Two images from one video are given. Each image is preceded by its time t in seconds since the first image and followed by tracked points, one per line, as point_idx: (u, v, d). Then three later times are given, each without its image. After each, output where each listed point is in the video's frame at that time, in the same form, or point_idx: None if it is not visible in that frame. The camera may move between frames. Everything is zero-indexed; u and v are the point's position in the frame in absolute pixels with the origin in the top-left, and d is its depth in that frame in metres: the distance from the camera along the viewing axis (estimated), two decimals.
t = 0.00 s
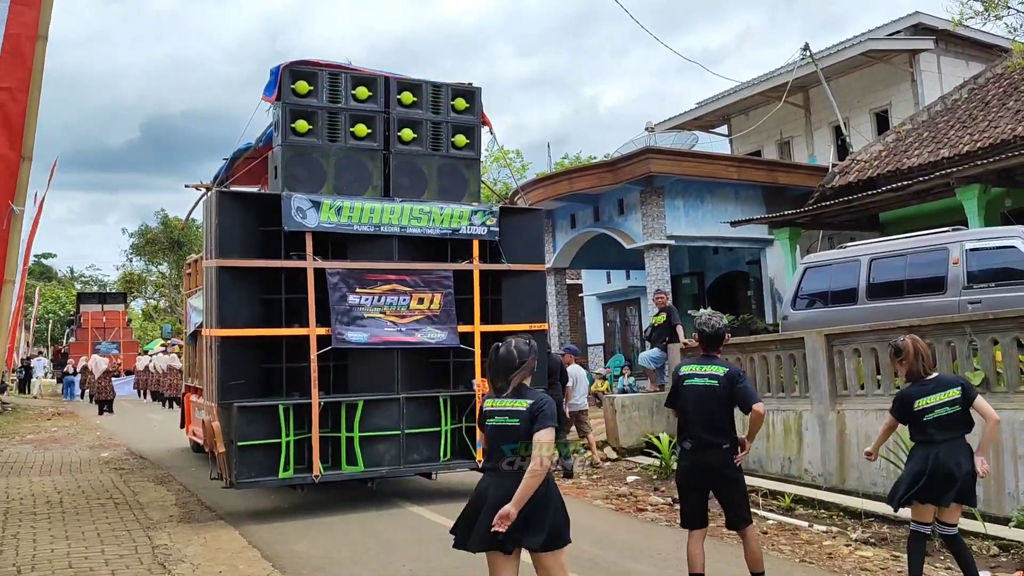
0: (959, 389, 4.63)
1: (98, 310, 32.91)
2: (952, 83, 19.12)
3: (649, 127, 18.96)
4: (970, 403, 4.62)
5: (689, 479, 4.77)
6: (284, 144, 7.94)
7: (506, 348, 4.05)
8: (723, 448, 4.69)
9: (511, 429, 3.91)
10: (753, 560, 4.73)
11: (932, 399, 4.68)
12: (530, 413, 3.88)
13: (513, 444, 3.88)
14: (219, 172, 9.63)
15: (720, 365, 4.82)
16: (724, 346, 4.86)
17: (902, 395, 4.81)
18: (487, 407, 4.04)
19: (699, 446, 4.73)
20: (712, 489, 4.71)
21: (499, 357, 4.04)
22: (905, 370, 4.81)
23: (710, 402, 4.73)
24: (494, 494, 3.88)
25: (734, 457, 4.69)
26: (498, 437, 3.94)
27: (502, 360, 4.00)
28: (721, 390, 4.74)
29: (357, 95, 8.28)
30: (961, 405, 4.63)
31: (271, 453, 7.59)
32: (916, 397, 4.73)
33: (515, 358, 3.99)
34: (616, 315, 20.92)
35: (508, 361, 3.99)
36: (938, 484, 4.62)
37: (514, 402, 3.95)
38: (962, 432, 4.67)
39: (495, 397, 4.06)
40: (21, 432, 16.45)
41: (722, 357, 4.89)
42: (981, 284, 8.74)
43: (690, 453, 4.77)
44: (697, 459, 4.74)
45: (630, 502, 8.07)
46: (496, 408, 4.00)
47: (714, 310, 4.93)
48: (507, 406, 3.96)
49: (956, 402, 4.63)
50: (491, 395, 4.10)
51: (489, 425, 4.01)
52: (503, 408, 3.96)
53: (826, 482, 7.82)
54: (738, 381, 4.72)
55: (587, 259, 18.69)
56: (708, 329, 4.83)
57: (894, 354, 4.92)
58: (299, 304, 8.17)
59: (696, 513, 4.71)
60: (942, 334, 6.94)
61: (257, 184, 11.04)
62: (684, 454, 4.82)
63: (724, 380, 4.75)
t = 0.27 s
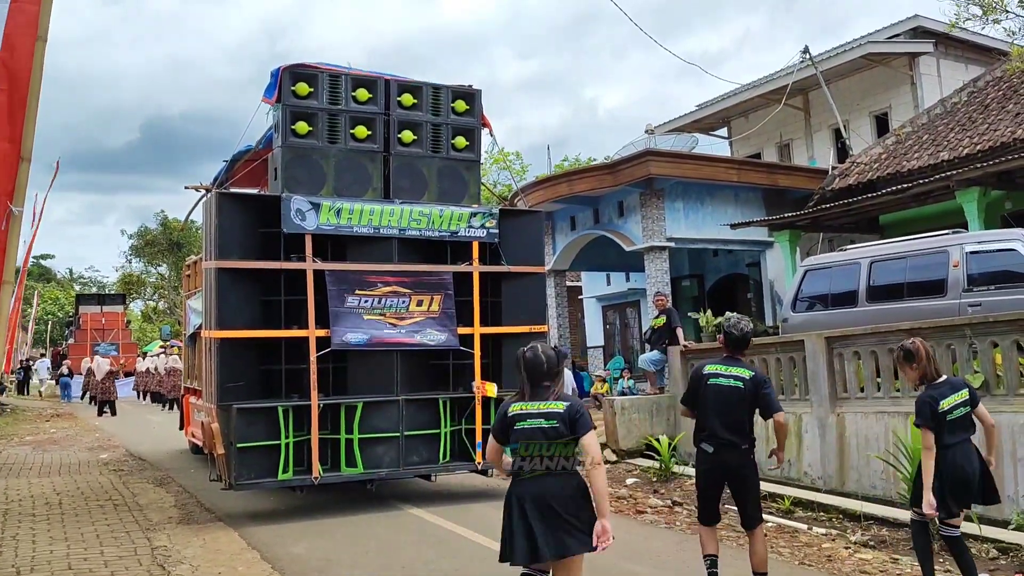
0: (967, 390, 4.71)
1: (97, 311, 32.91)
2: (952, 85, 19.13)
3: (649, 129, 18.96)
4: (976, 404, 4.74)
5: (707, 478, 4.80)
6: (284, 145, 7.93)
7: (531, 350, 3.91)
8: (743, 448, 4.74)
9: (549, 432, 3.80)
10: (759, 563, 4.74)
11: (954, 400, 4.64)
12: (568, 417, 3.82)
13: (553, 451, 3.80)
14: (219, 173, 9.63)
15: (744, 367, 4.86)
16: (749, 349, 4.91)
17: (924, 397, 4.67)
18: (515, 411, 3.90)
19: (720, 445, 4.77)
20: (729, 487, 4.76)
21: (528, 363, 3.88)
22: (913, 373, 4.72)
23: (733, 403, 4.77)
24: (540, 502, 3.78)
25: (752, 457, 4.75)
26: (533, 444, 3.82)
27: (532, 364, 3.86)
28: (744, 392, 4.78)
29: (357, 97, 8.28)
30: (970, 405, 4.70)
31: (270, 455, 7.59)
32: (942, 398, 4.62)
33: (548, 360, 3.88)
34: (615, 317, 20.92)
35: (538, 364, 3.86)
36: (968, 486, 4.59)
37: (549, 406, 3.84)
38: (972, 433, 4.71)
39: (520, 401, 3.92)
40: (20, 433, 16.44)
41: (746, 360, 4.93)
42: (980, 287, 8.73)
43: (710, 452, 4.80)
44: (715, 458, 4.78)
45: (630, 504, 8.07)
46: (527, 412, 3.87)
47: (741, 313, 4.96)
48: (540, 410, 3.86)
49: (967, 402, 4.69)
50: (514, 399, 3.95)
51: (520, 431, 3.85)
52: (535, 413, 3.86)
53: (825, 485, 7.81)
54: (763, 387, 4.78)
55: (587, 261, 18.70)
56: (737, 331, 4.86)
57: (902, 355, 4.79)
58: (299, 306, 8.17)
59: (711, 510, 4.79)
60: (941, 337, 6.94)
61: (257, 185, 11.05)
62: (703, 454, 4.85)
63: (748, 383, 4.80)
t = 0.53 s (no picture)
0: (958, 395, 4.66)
1: (98, 315, 32.93)
2: (952, 89, 19.14)
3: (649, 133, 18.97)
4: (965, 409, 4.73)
5: (717, 482, 4.75)
6: (285, 149, 7.94)
7: (544, 349, 3.97)
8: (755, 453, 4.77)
9: (565, 431, 3.89)
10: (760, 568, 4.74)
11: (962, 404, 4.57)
12: (583, 417, 3.95)
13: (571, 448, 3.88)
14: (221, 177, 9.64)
15: (756, 373, 4.88)
16: (756, 356, 4.95)
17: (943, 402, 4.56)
18: (530, 409, 3.91)
19: (733, 449, 4.75)
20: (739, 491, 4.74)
21: (544, 362, 3.94)
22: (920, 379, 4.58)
23: (749, 408, 4.78)
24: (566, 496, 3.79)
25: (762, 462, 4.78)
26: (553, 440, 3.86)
27: (550, 361, 3.92)
28: (759, 399, 4.81)
29: (358, 101, 8.29)
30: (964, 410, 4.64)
31: (271, 458, 7.59)
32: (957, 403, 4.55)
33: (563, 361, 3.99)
34: (615, 321, 20.92)
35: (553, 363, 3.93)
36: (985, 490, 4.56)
37: (564, 405, 3.94)
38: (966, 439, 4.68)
39: (535, 397, 3.94)
40: (20, 437, 16.45)
41: (753, 366, 4.97)
42: (981, 291, 8.73)
43: (725, 457, 4.74)
44: (729, 462, 4.74)
45: (630, 508, 8.06)
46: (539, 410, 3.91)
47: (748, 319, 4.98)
48: (554, 409, 3.92)
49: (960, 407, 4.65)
50: (527, 395, 3.95)
51: (536, 427, 3.88)
52: (551, 410, 3.90)
53: (826, 489, 7.80)
54: (773, 396, 4.84)
55: (587, 265, 18.70)
56: (750, 336, 4.86)
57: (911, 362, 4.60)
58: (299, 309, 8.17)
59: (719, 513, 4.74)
60: (942, 342, 6.94)
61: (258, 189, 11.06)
62: (715, 458, 4.77)
63: (762, 390, 4.82)
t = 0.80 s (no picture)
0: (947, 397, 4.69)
1: (100, 318, 32.92)
2: (954, 93, 19.15)
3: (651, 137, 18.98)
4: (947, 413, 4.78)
5: (728, 486, 4.70)
6: (286, 152, 7.95)
7: (540, 355, 3.98)
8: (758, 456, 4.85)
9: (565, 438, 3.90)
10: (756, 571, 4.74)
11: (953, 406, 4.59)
12: (579, 425, 3.99)
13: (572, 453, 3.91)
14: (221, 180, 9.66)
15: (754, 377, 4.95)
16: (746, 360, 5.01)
17: (937, 399, 4.56)
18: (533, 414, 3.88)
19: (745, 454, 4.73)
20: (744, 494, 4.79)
21: (541, 368, 3.95)
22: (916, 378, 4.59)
23: (756, 412, 4.83)
24: (577, 503, 3.83)
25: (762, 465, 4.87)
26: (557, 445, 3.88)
27: (550, 368, 3.95)
28: (761, 403, 4.89)
29: (359, 104, 8.30)
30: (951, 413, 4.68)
31: (272, 461, 7.58)
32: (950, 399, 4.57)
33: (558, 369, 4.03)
34: (616, 324, 20.92)
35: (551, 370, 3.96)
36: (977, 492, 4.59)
37: (562, 413, 3.96)
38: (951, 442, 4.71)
39: (535, 404, 3.93)
40: (21, 439, 16.44)
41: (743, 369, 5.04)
42: (981, 294, 8.73)
43: (739, 461, 4.71)
44: (741, 466, 4.73)
45: (631, 511, 8.05)
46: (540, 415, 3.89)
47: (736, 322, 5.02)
48: (556, 415, 3.94)
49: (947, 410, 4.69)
50: (527, 401, 3.92)
51: (540, 431, 3.86)
52: (553, 416, 3.91)
53: (827, 492, 7.79)
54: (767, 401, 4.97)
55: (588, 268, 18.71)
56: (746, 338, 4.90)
57: (910, 358, 4.59)
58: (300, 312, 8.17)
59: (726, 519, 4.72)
60: (943, 345, 6.94)
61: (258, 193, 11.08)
62: (729, 461, 4.70)
63: (761, 395, 4.92)
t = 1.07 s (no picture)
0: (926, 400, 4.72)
1: (101, 320, 32.99)
2: (955, 94, 19.15)
3: (652, 138, 18.99)
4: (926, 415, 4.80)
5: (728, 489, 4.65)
6: (285, 154, 7.99)
7: (522, 355, 4.01)
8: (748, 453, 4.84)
9: (547, 437, 3.96)
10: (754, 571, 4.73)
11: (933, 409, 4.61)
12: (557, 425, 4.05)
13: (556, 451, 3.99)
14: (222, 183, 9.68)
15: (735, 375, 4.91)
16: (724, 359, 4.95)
17: (918, 403, 4.59)
18: (524, 415, 3.90)
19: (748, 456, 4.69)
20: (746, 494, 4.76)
21: (525, 367, 3.99)
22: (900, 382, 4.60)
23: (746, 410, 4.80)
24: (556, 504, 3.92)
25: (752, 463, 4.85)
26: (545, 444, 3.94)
27: (535, 367, 4.00)
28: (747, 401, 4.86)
29: (359, 106, 8.33)
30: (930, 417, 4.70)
31: (272, 462, 7.60)
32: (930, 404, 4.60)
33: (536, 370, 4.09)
34: (617, 326, 20.93)
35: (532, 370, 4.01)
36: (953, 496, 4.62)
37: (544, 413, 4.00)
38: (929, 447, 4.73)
39: (522, 404, 3.95)
40: (23, 442, 16.48)
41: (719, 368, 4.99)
42: (982, 297, 8.74)
43: (738, 462, 4.67)
44: (741, 467, 4.70)
45: (631, 513, 8.06)
46: (530, 416, 3.93)
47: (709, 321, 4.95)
48: (540, 415, 3.97)
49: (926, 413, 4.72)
50: (515, 402, 3.93)
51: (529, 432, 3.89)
52: (540, 415, 3.96)
53: (827, 494, 7.80)
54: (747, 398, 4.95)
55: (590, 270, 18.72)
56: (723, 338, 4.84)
57: (898, 361, 4.59)
58: (300, 314, 8.18)
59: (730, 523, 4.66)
60: (943, 347, 6.94)
61: (259, 195, 11.11)
62: (731, 464, 4.64)
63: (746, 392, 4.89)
